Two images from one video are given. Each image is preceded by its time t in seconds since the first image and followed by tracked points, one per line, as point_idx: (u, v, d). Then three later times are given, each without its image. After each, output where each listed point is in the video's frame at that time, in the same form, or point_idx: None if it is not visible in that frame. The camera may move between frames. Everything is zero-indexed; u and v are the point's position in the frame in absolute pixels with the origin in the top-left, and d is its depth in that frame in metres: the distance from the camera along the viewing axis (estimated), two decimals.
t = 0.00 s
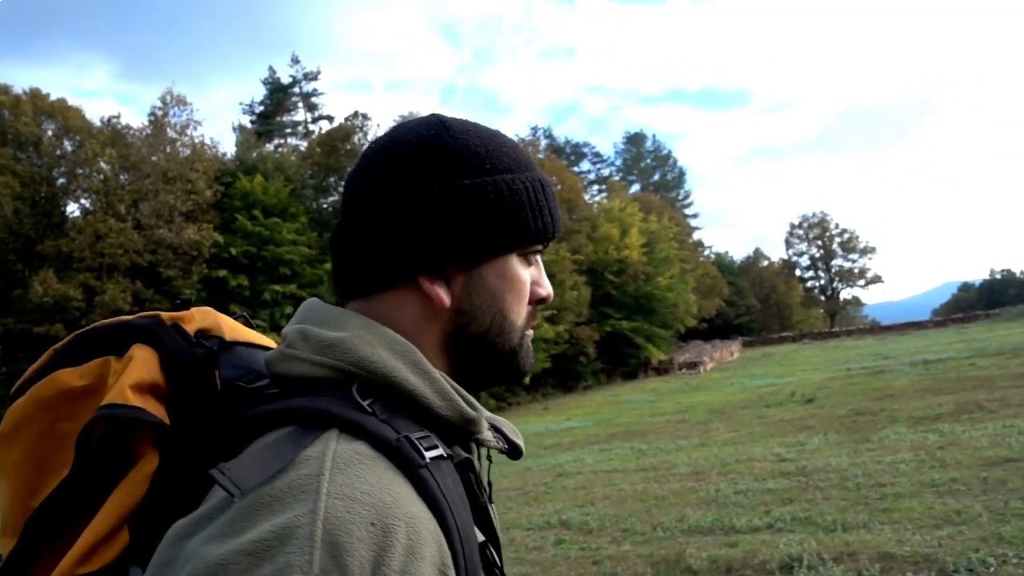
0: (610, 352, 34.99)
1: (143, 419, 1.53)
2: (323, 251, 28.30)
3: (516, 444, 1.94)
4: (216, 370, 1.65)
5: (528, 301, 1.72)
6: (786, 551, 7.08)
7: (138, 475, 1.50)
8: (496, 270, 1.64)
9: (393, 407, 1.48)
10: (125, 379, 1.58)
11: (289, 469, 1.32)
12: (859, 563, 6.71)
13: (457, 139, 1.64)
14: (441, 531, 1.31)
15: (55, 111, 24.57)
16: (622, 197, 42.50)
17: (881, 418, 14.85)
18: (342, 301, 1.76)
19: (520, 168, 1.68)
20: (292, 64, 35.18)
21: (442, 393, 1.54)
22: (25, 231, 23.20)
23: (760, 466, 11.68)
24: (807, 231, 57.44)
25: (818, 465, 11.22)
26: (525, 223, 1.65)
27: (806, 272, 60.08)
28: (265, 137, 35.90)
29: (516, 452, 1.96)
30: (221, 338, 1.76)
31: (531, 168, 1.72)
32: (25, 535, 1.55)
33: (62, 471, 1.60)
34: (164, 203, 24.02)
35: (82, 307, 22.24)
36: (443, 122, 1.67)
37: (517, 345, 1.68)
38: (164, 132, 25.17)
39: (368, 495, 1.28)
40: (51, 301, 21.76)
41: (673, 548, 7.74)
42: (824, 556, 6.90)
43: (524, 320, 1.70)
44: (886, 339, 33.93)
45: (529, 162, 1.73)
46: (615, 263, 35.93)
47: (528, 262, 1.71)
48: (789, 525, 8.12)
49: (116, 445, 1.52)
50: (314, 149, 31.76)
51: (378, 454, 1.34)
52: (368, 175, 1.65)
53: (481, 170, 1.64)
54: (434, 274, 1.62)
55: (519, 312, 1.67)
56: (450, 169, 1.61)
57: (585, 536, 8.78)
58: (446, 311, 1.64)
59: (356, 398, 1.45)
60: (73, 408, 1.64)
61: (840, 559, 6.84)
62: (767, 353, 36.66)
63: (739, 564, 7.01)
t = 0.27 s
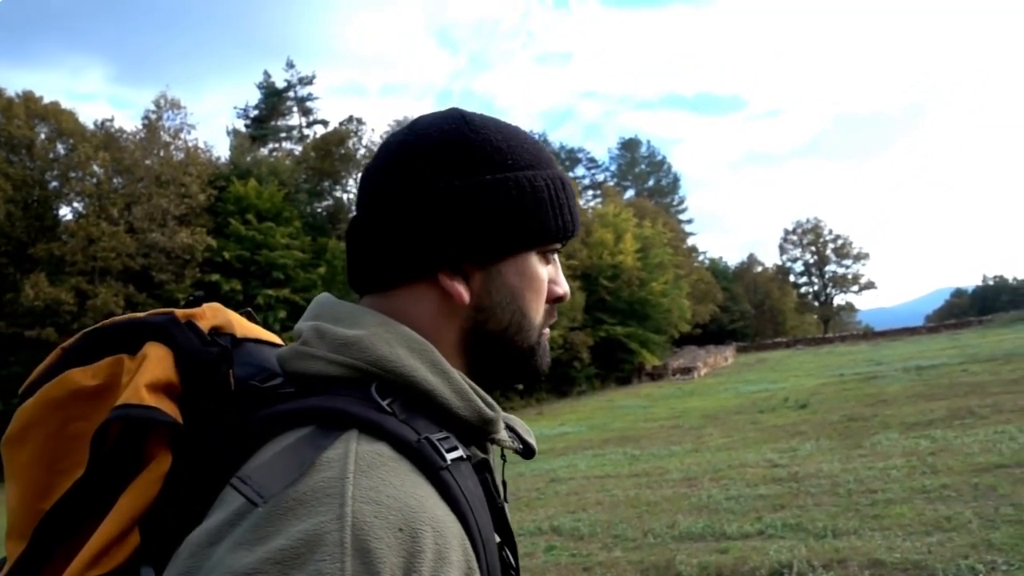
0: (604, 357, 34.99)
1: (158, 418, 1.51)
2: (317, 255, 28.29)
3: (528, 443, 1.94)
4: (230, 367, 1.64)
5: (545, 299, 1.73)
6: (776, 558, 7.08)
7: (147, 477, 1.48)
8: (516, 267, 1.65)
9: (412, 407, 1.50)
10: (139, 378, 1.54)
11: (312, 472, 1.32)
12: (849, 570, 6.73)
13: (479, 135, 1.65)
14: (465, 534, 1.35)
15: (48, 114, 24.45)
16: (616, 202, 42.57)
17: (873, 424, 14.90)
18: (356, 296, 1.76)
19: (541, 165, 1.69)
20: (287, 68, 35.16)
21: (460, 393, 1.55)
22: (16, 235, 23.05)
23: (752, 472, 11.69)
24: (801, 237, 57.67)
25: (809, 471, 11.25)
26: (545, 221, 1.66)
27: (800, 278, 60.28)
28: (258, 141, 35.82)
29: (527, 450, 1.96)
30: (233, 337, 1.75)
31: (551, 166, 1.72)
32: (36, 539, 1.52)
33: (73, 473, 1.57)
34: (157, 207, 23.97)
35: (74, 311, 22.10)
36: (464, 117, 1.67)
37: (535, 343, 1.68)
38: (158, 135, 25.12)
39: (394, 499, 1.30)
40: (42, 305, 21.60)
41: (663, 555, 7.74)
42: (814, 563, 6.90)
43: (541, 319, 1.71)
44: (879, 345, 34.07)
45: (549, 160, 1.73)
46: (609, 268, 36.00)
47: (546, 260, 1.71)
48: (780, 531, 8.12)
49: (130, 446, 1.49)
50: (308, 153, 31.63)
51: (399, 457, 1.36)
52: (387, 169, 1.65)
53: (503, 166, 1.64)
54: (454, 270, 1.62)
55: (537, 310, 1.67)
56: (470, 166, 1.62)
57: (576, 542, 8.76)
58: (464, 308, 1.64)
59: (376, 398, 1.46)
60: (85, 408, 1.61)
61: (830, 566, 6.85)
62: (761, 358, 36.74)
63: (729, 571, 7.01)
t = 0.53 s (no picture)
0: (595, 359, 35.01)
1: (168, 403, 1.51)
2: (307, 257, 28.21)
3: (536, 432, 1.95)
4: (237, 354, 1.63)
5: (556, 289, 1.73)
6: (763, 560, 7.11)
7: (153, 463, 1.48)
8: (529, 256, 1.65)
9: (425, 394, 1.51)
10: (146, 362, 1.53)
11: (327, 458, 1.32)
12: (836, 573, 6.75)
13: (495, 120, 1.65)
14: (482, 519, 1.37)
15: (36, 115, 24.23)
16: (608, 205, 42.64)
17: (862, 425, 14.98)
18: (364, 282, 1.76)
19: (557, 154, 1.69)
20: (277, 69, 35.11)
21: (473, 380, 1.57)
22: (3, 236, 22.85)
23: (741, 474, 11.73)
24: (791, 240, 57.90)
25: (798, 473, 11.28)
26: (560, 211, 1.67)
27: (791, 280, 60.53)
28: (248, 142, 35.74)
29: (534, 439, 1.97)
30: (239, 321, 1.75)
31: (566, 155, 1.73)
32: (41, 525, 1.51)
33: (75, 457, 1.57)
34: (146, 209, 23.85)
35: (62, 313, 21.94)
36: (481, 103, 1.67)
37: (546, 332, 1.69)
38: (148, 136, 25.00)
39: (413, 485, 1.30)
40: (30, 307, 21.44)
41: (651, 557, 7.75)
42: (801, 565, 6.93)
43: (553, 309, 1.72)
44: (869, 347, 34.24)
45: (564, 150, 1.73)
46: (601, 270, 36.06)
47: (558, 250, 1.72)
48: (768, 534, 8.15)
49: (138, 431, 1.49)
50: (299, 155, 31.56)
51: (415, 443, 1.37)
52: (400, 155, 1.65)
53: (518, 154, 1.64)
54: (465, 256, 1.62)
55: (549, 299, 1.68)
56: (486, 152, 1.62)
57: (565, 545, 8.77)
58: (477, 295, 1.64)
59: (391, 385, 1.46)
60: (89, 393, 1.60)
61: (816, 569, 6.87)
62: (751, 360, 36.85)
63: (717, 573, 7.04)
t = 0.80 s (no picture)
0: (588, 360, 34.96)
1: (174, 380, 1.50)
2: (300, 257, 28.15)
3: (539, 418, 1.96)
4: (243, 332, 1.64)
5: (563, 274, 1.75)
6: (752, 561, 7.13)
7: (157, 442, 1.46)
8: (538, 239, 1.66)
9: (437, 373, 1.53)
10: (151, 336, 1.51)
11: (344, 436, 1.33)
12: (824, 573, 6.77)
13: (505, 103, 1.66)
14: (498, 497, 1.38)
15: (25, 115, 23.83)
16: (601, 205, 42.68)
17: (853, 425, 15.04)
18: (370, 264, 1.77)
19: (566, 139, 1.71)
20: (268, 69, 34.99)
21: (483, 361, 1.59)
22: None
23: (732, 474, 11.76)
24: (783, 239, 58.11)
25: (789, 472, 11.31)
26: (569, 194, 1.68)
27: (783, 280, 60.74)
28: (239, 143, 35.61)
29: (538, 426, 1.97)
30: (244, 301, 1.75)
31: (574, 140, 1.74)
32: (41, 503, 1.50)
33: (74, 434, 1.55)
34: (137, 210, 23.72)
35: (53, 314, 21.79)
36: (492, 85, 1.68)
37: (553, 316, 1.70)
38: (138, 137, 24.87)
39: (432, 462, 1.31)
40: (20, 309, 21.32)
41: (641, 558, 7.75)
42: (790, 566, 6.95)
43: (559, 293, 1.73)
44: (861, 346, 34.38)
45: (572, 134, 1.75)
46: (594, 270, 36.12)
47: (566, 235, 1.73)
48: (758, 534, 8.16)
49: (141, 407, 1.47)
50: (291, 155, 31.53)
51: (431, 421, 1.39)
52: (411, 135, 1.67)
53: (529, 136, 1.65)
54: (474, 237, 1.64)
55: (556, 283, 1.70)
56: (495, 134, 1.63)
57: (556, 546, 8.76)
58: (484, 276, 1.66)
59: (403, 365, 1.48)
60: (88, 368, 1.58)
61: (805, 569, 6.89)
62: (743, 360, 36.96)
63: (706, 574, 7.06)
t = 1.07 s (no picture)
0: (583, 361, 34.90)
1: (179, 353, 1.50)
2: (295, 258, 28.08)
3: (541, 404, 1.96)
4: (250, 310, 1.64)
5: (567, 257, 1.75)
6: (744, 563, 7.15)
7: (164, 416, 1.47)
8: (543, 220, 1.66)
9: (445, 351, 1.54)
10: (158, 311, 1.51)
11: (357, 410, 1.34)
12: None
13: (513, 85, 1.66)
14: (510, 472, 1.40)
15: (20, 116, 23.62)
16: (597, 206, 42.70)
17: (848, 426, 15.07)
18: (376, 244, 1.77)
19: (573, 121, 1.71)
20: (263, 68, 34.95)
21: (491, 339, 1.60)
22: None
23: (727, 475, 11.77)
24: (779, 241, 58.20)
25: (783, 474, 11.33)
26: (575, 178, 1.68)
27: (779, 281, 60.84)
28: (235, 143, 35.54)
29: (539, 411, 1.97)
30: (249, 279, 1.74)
31: (581, 123, 1.74)
32: (41, 479, 1.50)
33: (75, 409, 1.55)
34: (132, 211, 23.62)
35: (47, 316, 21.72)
36: (499, 68, 1.69)
37: (557, 298, 1.71)
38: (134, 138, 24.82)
39: (446, 435, 1.32)
40: (14, 310, 21.30)
41: (634, 561, 7.75)
42: (781, 568, 6.97)
43: (564, 276, 1.74)
44: (857, 347, 34.46)
45: (578, 117, 1.75)
46: (590, 272, 36.13)
47: (570, 219, 1.73)
48: (751, 536, 8.18)
49: (146, 382, 1.47)
50: (287, 156, 31.50)
51: (443, 398, 1.40)
52: (419, 114, 1.67)
53: (535, 118, 1.65)
54: (479, 216, 1.64)
55: (560, 265, 1.70)
56: (502, 115, 1.63)
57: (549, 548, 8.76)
58: (490, 257, 1.65)
59: (412, 341, 1.49)
60: (92, 342, 1.57)
61: (797, 572, 6.91)
62: (739, 360, 37.01)
63: None
